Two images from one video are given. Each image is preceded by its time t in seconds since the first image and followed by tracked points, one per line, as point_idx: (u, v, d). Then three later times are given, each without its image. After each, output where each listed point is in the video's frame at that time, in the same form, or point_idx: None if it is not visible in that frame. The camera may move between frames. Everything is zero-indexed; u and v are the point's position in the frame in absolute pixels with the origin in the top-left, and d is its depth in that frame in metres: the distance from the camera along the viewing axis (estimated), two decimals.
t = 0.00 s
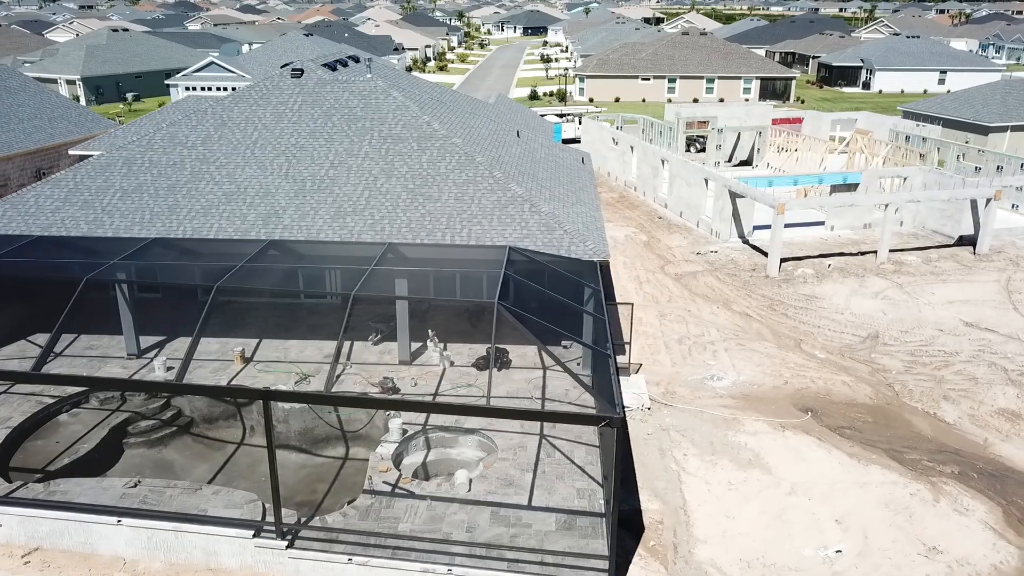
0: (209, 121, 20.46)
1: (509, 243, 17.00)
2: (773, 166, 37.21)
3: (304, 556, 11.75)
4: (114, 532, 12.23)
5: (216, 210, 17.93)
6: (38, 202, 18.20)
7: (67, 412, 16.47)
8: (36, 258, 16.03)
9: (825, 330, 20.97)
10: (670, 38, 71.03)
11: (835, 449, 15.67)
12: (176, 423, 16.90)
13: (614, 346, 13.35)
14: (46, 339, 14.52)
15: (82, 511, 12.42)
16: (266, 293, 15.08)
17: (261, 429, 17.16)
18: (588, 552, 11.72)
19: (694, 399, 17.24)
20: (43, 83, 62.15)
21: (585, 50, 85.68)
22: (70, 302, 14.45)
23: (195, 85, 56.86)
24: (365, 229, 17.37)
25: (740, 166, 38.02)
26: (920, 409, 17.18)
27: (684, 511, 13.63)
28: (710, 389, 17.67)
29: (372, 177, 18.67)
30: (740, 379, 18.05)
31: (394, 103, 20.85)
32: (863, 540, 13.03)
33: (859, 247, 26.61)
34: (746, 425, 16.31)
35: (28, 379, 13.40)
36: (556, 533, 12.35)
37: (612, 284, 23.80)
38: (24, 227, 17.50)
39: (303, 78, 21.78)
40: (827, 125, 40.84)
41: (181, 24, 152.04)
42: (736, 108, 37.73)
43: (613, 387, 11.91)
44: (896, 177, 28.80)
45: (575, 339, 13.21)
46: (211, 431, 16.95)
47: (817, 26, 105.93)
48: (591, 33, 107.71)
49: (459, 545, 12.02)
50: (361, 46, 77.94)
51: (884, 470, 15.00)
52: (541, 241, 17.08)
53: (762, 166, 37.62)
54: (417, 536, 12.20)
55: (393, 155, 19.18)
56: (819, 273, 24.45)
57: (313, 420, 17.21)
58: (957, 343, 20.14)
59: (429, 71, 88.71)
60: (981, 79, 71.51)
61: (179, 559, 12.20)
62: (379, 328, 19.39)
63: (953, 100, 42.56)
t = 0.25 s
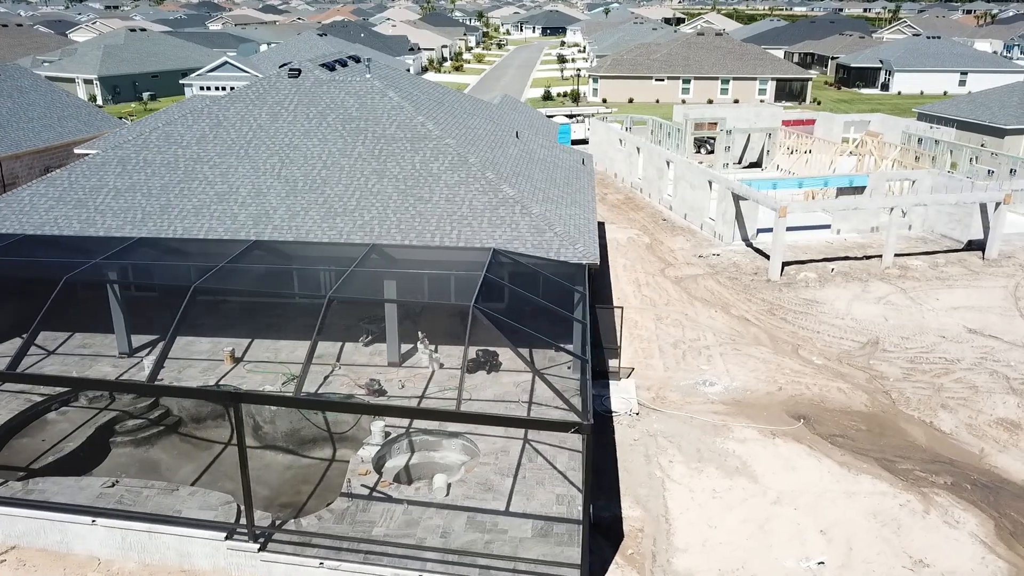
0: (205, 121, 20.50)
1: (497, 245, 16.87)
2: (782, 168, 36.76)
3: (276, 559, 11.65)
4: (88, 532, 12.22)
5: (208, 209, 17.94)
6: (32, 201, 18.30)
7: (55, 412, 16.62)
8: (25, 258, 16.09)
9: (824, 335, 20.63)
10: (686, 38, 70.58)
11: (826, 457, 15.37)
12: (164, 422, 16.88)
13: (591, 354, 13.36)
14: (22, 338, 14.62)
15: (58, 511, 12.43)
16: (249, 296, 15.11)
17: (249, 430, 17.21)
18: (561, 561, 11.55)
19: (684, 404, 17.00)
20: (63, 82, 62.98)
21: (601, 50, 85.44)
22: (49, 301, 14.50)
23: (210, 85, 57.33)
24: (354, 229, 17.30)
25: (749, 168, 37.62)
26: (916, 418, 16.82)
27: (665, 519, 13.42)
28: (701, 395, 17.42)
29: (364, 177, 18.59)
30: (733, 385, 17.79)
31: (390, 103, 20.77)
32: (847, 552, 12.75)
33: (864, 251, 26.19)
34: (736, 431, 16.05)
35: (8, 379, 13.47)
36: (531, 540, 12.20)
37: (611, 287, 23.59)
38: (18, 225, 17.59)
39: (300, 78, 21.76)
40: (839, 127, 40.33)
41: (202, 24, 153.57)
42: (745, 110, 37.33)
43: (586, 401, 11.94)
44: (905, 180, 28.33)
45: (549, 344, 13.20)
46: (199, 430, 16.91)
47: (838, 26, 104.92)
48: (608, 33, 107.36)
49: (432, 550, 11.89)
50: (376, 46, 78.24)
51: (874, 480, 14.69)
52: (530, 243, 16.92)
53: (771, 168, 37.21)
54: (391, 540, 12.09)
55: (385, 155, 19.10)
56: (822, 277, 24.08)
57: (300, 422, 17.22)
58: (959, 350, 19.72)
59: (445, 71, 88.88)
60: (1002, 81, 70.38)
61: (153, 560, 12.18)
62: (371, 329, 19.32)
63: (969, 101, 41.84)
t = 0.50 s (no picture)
0: (202, 121, 20.56)
1: (487, 247, 16.73)
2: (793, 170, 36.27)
3: (248, 562, 11.59)
4: (64, 531, 12.25)
5: (201, 209, 17.97)
6: (29, 199, 18.44)
7: (46, 409, 16.77)
8: (16, 256, 16.17)
9: (824, 340, 20.27)
10: (703, 38, 70.00)
11: (817, 466, 15.07)
12: (154, 421, 16.93)
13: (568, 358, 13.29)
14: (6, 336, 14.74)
15: (36, 509, 12.47)
16: (234, 297, 15.13)
17: (239, 430, 17.23)
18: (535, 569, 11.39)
19: (675, 410, 16.75)
20: (82, 80, 63.70)
21: (618, 50, 85.03)
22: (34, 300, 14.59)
23: (226, 84, 57.71)
24: (344, 230, 17.23)
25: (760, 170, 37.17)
26: (913, 427, 16.46)
27: (646, 527, 13.21)
28: (693, 400, 17.17)
29: (357, 178, 18.54)
30: (727, 391, 17.51)
31: (387, 103, 20.70)
32: (831, 564, 12.47)
33: (871, 256, 25.74)
34: (726, 438, 15.79)
35: None
36: (507, 546, 12.05)
37: (610, 290, 23.35)
38: (13, 224, 17.72)
39: (298, 79, 21.76)
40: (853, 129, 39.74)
41: (226, 24, 154.86)
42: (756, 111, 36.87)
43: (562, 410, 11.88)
44: (915, 184, 27.80)
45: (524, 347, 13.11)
46: (189, 430, 16.95)
47: (860, 27, 103.62)
48: (627, 34, 106.85)
49: (405, 556, 11.79)
50: (392, 46, 78.39)
51: (865, 490, 14.37)
52: (520, 245, 16.76)
53: (782, 170, 36.73)
54: (365, 545, 11.99)
55: (379, 156, 19.03)
56: (826, 282, 23.69)
57: (289, 423, 17.21)
58: (961, 358, 19.29)
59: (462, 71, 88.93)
60: None
61: (128, 560, 12.17)
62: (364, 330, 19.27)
63: (988, 103, 41.05)
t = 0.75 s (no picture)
0: (199, 120, 20.60)
1: (476, 248, 16.59)
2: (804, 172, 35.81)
3: (219, 563, 11.55)
4: (40, 529, 12.27)
5: (193, 208, 17.99)
6: (25, 197, 18.56)
7: (36, 407, 16.87)
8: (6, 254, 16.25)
9: (823, 346, 19.92)
10: (720, 38, 69.43)
11: (806, 475, 14.79)
12: (143, 420, 16.98)
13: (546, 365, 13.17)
14: None
15: (13, 507, 12.52)
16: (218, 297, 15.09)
17: (227, 429, 17.22)
18: None
19: (665, 415, 16.51)
20: (102, 79, 64.38)
21: (635, 50, 84.63)
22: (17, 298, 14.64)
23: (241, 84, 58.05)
24: (334, 230, 17.17)
25: (770, 172, 36.74)
26: (908, 436, 16.11)
27: (626, 535, 13.00)
28: (684, 405, 16.92)
29: (350, 178, 18.47)
30: (719, 397, 17.25)
31: (383, 103, 20.63)
32: None
33: (877, 260, 25.31)
34: (715, 445, 15.53)
35: None
36: (480, 552, 11.90)
37: (609, 292, 23.13)
38: (8, 221, 17.83)
39: (296, 78, 21.76)
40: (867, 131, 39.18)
41: (248, 23, 156.04)
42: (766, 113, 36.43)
43: (535, 417, 11.80)
44: (924, 187, 27.29)
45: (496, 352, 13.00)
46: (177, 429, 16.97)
47: (881, 27, 102.38)
48: (645, 34, 106.33)
49: (377, 560, 11.68)
50: (408, 46, 78.50)
51: (853, 500, 14.07)
52: (509, 247, 16.61)
53: (792, 172, 36.28)
54: (338, 548, 11.91)
55: (373, 156, 18.97)
56: (829, 286, 23.32)
57: (277, 423, 17.17)
58: (963, 365, 18.87)
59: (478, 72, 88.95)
60: None
61: (102, 559, 12.18)
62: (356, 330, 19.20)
63: (1006, 105, 40.31)
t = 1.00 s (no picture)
0: (194, 119, 20.64)
1: (463, 250, 16.45)
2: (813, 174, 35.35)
3: (189, 565, 11.50)
4: (14, 528, 12.30)
5: (183, 207, 17.99)
6: (19, 195, 18.66)
7: (25, 405, 16.95)
8: None
9: (820, 351, 19.59)
10: (735, 39, 68.85)
11: (792, 483, 14.51)
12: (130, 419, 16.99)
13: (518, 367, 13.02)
14: None
15: None
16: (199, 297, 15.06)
17: (214, 429, 17.19)
18: None
19: (652, 421, 16.28)
20: (118, 79, 64.93)
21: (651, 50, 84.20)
22: None
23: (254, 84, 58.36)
24: (322, 230, 17.09)
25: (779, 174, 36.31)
26: (900, 445, 15.78)
27: (603, 542, 12.81)
28: (672, 411, 16.68)
29: (340, 178, 18.40)
30: (709, 402, 17.00)
31: (378, 103, 20.55)
32: None
33: (882, 264, 24.88)
34: (701, 451, 15.29)
35: None
36: (451, 558, 11.76)
37: (605, 295, 22.92)
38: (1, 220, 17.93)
39: (292, 78, 21.75)
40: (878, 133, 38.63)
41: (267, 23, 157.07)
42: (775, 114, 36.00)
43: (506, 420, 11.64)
44: (931, 190, 26.81)
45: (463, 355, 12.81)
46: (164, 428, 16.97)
47: (902, 27, 101.15)
48: (662, 34, 105.78)
49: (347, 564, 11.58)
50: (423, 46, 78.57)
51: (839, 510, 13.78)
52: (496, 249, 16.45)
53: (801, 174, 35.83)
54: (309, 552, 11.82)
55: (364, 156, 18.89)
56: (830, 291, 22.95)
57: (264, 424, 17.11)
58: (962, 373, 18.48)
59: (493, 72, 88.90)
60: None
61: (75, 558, 12.16)
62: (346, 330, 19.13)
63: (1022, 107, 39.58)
